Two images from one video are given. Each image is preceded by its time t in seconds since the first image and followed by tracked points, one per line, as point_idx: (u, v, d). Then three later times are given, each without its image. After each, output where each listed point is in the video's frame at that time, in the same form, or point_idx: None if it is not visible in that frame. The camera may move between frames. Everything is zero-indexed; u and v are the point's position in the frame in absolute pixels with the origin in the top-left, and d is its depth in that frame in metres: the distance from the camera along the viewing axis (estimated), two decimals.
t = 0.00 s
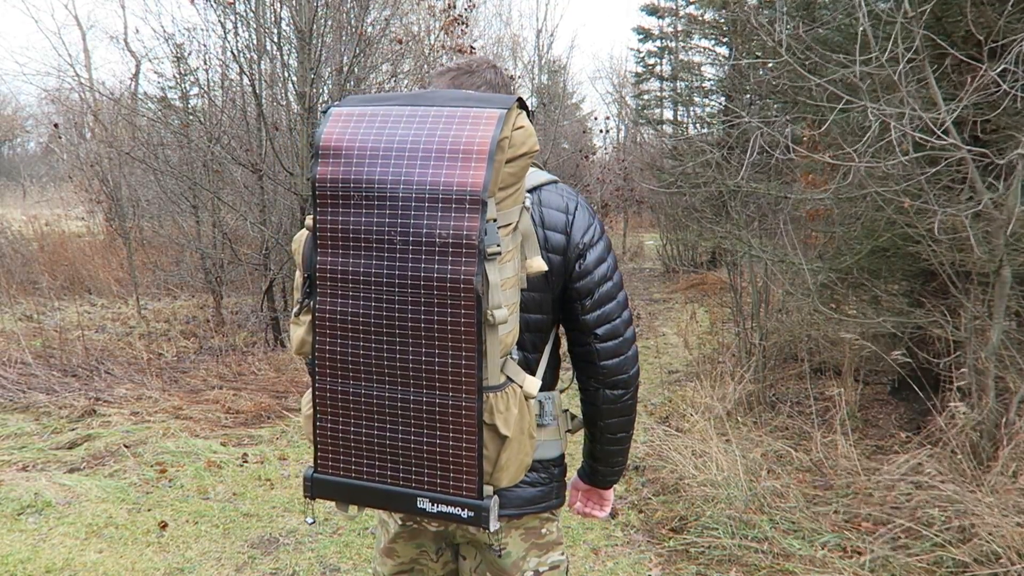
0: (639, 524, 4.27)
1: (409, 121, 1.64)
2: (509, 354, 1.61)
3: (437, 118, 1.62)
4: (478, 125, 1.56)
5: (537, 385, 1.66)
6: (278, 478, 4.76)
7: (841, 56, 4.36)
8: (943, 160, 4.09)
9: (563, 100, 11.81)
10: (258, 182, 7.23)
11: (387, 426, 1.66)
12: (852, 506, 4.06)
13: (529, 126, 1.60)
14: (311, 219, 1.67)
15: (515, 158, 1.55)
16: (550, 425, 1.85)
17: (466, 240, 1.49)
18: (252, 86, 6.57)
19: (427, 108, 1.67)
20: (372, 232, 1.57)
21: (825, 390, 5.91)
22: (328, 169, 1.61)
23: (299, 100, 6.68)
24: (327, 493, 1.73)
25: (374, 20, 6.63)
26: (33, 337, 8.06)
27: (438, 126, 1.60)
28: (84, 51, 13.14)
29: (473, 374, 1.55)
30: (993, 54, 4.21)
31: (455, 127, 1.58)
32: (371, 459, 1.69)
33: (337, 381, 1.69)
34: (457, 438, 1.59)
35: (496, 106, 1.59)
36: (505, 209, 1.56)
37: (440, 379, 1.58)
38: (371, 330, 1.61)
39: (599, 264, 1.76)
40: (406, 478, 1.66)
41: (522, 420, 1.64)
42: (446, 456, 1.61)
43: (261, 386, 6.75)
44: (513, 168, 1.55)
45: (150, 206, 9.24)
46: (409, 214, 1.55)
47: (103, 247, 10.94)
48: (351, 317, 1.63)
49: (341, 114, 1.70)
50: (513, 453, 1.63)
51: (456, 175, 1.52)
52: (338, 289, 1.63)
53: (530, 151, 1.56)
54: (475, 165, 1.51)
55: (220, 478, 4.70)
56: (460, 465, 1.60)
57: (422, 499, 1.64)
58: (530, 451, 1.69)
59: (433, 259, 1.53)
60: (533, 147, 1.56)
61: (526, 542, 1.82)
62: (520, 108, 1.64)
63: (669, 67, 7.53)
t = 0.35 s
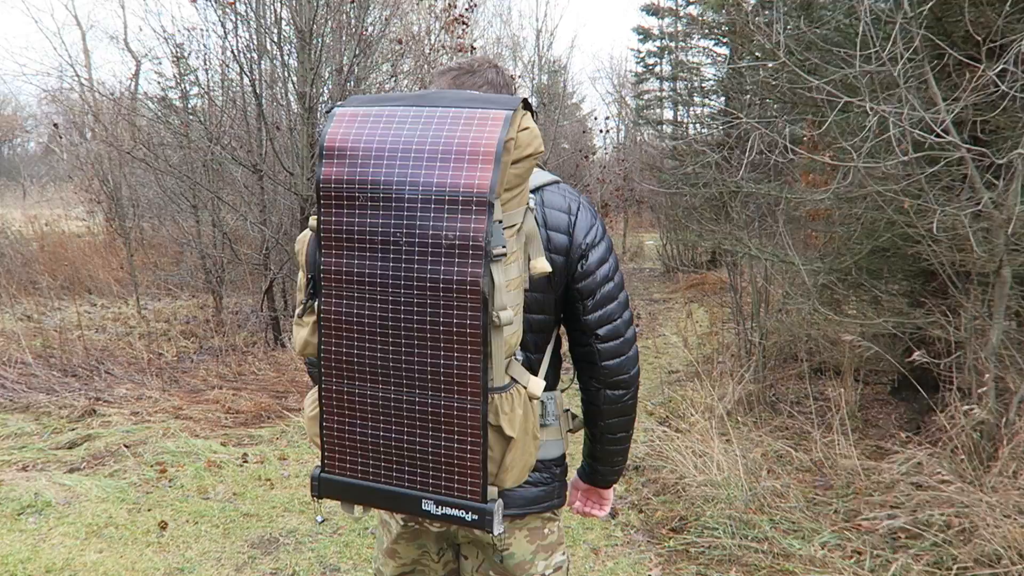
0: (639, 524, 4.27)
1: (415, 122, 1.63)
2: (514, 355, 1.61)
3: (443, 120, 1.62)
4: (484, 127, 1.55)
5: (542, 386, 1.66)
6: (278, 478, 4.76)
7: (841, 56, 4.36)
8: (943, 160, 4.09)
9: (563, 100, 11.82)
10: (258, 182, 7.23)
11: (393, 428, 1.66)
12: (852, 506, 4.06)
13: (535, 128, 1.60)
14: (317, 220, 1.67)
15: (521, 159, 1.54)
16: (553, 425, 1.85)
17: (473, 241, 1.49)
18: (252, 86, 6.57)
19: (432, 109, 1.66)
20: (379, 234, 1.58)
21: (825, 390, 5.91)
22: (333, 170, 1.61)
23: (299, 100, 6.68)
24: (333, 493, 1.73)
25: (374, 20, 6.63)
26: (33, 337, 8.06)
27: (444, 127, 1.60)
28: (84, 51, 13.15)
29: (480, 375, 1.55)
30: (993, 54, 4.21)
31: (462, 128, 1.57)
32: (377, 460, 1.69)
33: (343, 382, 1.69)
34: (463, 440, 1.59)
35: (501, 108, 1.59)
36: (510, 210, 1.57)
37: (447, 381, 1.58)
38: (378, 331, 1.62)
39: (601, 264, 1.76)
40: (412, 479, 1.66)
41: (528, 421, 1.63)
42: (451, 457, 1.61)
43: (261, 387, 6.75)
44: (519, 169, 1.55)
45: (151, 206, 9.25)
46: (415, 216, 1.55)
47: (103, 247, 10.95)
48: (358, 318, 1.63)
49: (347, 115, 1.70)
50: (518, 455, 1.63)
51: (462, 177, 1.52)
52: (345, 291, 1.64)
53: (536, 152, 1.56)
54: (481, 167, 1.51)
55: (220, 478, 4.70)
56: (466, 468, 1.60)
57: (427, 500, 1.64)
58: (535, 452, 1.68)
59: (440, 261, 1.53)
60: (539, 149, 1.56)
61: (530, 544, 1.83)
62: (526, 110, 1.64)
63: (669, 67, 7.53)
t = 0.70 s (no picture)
0: (639, 524, 4.27)
1: (417, 122, 1.63)
2: (517, 355, 1.61)
3: (445, 120, 1.62)
4: (487, 127, 1.55)
5: (544, 386, 1.67)
6: (278, 478, 4.76)
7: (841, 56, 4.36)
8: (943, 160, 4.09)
9: (563, 100, 11.82)
10: (258, 182, 7.24)
11: (396, 428, 1.65)
12: (852, 505, 4.06)
13: (536, 129, 1.61)
14: (319, 220, 1.67)
15: (523, 160, 1.55)
16: (553, 425, 1.85)
17: (477, 242, 1.49)
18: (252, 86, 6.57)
19: (434, 109, 1.66)
20: (381, 234, 1.57)
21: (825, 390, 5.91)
22: (335, 171, 1.60)
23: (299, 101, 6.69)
24: (334, 494, 1.72)
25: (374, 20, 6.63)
26: (33, 337, 8.07)
27: (446, 127, 1.59)
28: (84, 51, 13.15)
29: (482, 375, 1.55)
30: (992, 54, 4.21)
31: (464, 129, 1.57)
32: (379, 460, 1.68)
33: (345, 383, 1.68)
34: (467, 440, 1.59)
35: (503, 108, 1.59)
36: (512, 210, 1.58)
37: (450, 380, 1.58)
38: (379, 332, 1.61)
39: (602, 264, 1.76)
40: (415, 479, 1.66)
41: (529, 421, 1.64)
42: (454, 457, 1.61)
43: (261, 387, 6.76)
44: (521, 170, 1.56)
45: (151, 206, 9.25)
46: (418, 217, 1.55)
47: (103, 247, 10.95)
48: (360, 319, 1.63)
49: (348, 115, 1.69)
50: (520, 455, 1.63)
51: (465, 177, 1.52)
52: (346, 291, 1.63)
53: (539, 153, 1.57)
54: (485, 167, 1.51)
55: (220, 479, 4.70)
56: (470, 468, 1.60)
57: (430, 500, 1.64)
58: (537, 452, 1.69)
59: (443, 260, 1.53)
60: (542, 149, 1.58)
61: (532, 545, 1.83)
62: (527, 111, 1.64)
63: (669, 67, 7.54)
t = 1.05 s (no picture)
0: (639, 524, 4.27)
1: (411, 122, 1.63)
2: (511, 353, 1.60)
3: (439, 120, 1.61)
4: (480, 128, 1.54)
5: (537, 385, 1.66)
6: (278, 478, 4.76)
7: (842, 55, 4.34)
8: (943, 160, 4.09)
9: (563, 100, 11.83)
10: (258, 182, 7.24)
11: (391, 428, 1.66)
12: (853, 505, 4.06)
13: (530, 129, 1.60)
14: (315, 221, 1.68)
15: (516, 161, 1.54)
16: (548, 424, 1.85)
17: (470, 242, 1.49)
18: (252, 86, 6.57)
19: (428, 110, 1.66)
20: (375, 234, 1.57)
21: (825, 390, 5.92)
22: (331, 172, 1.61)
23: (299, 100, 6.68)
24: (333, 492, 1.74)
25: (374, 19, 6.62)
26: (34, 337, 8.07)
27: (440, 128, 1.59)
28: (83, 51, 13.16)
29: (475, 373, 1.54)
30: (993, 54, 4.21)
31: (458, 129, 1.57)
32: (375, 460, 1.69)
33: (342, 381, 1.69)
34: (459, 439, 1.59)
35: (496, 109, 1.58)
36: (506, 210, 1.56)
37: (443, 380, 1.58)
38: (375, 332, 1.62)
39: (595, 264, 1.76)
40: (411, 478, 1.66)
41: (524, 419, 1.64)
42: (448, 456, 1.61)
43: (262, 386, 6.76)
44: (514, 170, 1.55)
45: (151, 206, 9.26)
46: (412, 216, 1.55)
47: (103, 247, 10.94)
48: (356, 319, 1.63)
49: (343, 116, 1.69)
50: (514, 453, 1.63)
51: (459, 177, 1.51)
52: (342, 291, 1.63)
53: (532, 153, 1.56)
54: (477, 167, 1.51)
55: (220, 479, 4.71)
56: (462, 467, 1.60)
57: (424, 499, 1.64)
58: (531, 450, 1.69)
59: (436, 261, 1.53)
60: (535, 150, 1.56)
61: (527, 544, 1.82)
62: (520, 111, 1.63)
63: (669, 67, 7.54)
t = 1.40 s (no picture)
0: (639, 524, 4.27)
1: (374, 125, 1.65)
2: (477, 350, 1.61)
3: (402, 122, 1.63)
4: (439, 129, 1.56)
5: (505, 381, 1.66)
6: (278, 478, 4.76)
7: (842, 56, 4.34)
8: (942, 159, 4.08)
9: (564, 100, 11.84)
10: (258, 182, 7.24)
11: (357, 423, 1.67)
12: (853, 505, 4.06)
13: (492, 130, 1.60)
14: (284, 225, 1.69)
15: (476, 161, 1.55)
16: (521, 421, 1.83)
17: (430, 240, 1.50)
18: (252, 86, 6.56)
19: (392, 113, 1.68)
20: (340, 234, 1.59)
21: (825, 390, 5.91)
22: (296, 174, 1.63)
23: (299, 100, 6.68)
24: (304, 486, 1.75)
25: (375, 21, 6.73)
26: (34, 337, 8.07)
27: (402, 130, 1.61)
28: (83, 51, 13.18)
29: (437, 368, 1.55)
30: (992, 54, 4.21)
31: (418, 130, 1.59)
32: (344, 453, 1.70)
33: (310, 377, 1.70)
34: (423, 433, 1.60)
35: (458, 111, 1.60)
36: (469, 208, 1.56)
37: (407, 375, 1.59)
38: (341, 329, 1.63)
39: (564, 262, 1.76)
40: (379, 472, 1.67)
41: (490, 416, 1.63)
42: (413, 450, 1.62)
43: (261, 387, 6.76)
44: (475, 170, 1.55)
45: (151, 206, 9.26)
46: (374, 216, 1.56)
47: (103, 247, 10.94)
48: (322, 317, 1.65)
49: (310, 121, 1.72)
50: (481, 447, 1.62)
51: (419, 177, 1.53)
52: (309, 290, 1.65)
53: (493, 153, 1.56)
54: (436, 167, 1.52)
55: (220, 479, 4.70)
56: (428, 461, 1.61)
57: (392, 491, 1.65)
58: (501, 445, 1.68)
59: (397, 259, 1.54)
60: (495, 150, 1.57)
61: (499, 536, 1.83)
62: (483, 112, 1.64)
63: (669, 67, 7.55)
